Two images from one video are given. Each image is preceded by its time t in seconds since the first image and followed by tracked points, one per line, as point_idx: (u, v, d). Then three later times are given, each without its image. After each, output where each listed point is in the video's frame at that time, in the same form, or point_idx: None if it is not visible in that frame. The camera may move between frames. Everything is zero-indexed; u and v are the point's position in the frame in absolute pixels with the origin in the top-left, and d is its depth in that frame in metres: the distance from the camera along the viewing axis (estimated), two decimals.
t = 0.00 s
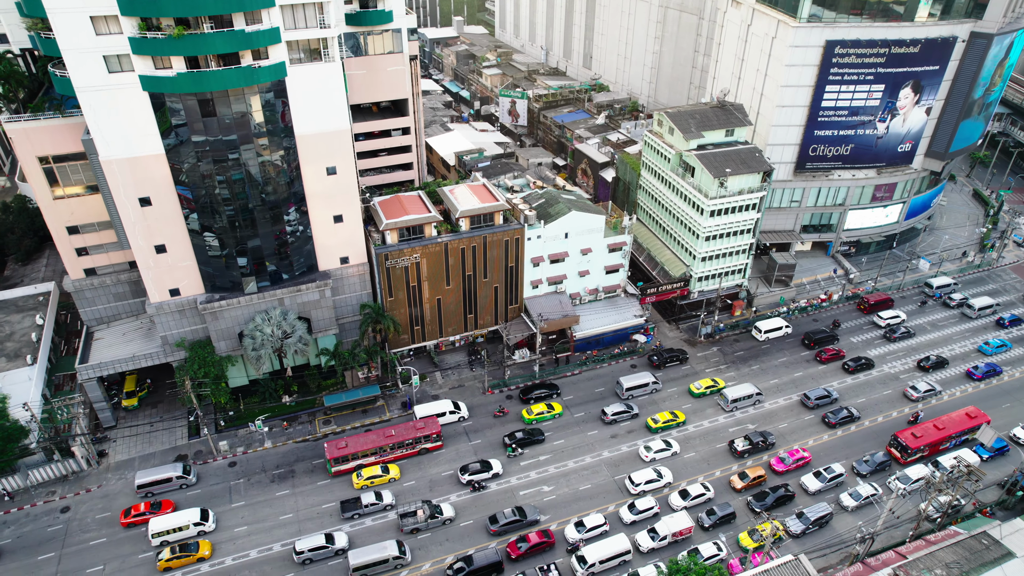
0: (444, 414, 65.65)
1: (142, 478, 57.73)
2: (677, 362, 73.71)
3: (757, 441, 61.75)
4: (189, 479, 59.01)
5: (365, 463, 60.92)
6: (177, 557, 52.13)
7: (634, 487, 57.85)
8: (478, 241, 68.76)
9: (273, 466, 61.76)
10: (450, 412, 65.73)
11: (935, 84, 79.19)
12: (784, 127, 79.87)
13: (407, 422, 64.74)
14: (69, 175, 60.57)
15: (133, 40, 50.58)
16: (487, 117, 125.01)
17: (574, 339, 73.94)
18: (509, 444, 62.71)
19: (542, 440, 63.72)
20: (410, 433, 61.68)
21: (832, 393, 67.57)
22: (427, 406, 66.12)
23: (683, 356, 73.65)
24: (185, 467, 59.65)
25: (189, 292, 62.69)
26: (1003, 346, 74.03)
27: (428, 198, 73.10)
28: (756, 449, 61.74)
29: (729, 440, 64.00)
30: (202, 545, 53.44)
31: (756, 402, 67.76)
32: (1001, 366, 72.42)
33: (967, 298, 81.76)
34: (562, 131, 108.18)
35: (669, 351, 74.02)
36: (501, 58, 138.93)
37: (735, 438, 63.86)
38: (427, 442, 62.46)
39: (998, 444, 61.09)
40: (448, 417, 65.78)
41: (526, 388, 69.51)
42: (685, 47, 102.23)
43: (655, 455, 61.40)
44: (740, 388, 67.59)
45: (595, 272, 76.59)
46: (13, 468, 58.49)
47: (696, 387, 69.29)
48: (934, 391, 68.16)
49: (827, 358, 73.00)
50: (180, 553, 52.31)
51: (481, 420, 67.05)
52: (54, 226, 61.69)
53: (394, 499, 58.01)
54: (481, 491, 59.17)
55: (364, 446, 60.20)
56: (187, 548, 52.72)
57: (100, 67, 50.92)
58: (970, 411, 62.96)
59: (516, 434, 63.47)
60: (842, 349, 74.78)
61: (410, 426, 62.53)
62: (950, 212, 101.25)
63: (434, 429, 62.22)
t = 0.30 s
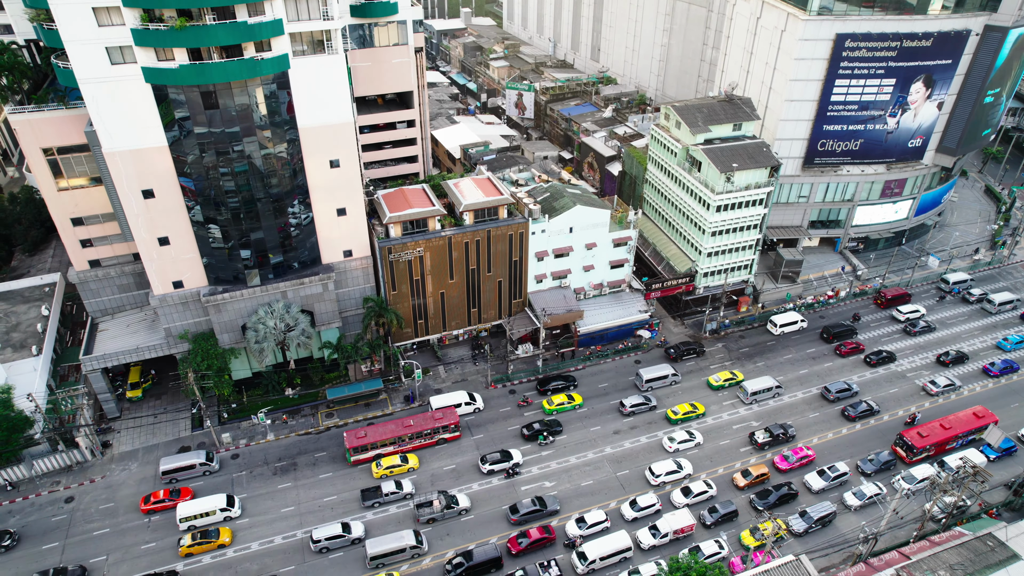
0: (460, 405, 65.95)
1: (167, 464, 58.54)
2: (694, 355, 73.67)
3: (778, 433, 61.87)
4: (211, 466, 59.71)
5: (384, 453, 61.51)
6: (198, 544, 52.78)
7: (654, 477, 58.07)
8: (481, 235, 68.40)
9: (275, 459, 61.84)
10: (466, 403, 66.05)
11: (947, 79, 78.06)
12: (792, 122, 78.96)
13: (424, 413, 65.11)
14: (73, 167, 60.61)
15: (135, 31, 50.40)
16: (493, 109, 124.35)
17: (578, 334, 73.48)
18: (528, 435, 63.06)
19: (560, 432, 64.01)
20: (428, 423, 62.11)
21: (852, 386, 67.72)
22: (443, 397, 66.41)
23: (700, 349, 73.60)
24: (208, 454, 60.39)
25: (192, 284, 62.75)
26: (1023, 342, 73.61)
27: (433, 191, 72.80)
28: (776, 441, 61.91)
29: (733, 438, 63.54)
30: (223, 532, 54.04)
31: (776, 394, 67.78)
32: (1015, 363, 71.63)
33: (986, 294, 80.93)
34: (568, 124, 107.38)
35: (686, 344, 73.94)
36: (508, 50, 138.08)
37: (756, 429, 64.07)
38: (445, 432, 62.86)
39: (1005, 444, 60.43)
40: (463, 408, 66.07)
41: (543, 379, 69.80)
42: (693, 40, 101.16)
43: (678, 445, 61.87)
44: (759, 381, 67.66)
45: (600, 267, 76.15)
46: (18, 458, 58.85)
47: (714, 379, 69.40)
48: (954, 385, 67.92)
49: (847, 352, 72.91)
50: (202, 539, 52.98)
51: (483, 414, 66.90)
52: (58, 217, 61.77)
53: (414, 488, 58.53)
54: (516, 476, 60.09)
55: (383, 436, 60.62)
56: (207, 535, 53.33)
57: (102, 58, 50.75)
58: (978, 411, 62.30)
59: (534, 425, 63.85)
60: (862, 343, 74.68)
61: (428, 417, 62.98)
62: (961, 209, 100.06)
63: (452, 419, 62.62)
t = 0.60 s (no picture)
0: (478, 396, 66.30)
1: (192, 451, 59.30)
2: (713, 349, 73.31)
3: (800, 427, 61.84)
4: (236, 452, 60.42)
5: (404, 442, 61.78)
6: (221, 531, 53.39)
7: (676, 469, 58.12)
8: (487, 229, 68.08)
9: (279, 451, 62.01)
10: (484, 394, 66.39)
11: (963, 74, 76.76)
12: (803, 117, 77.96)
13: (442, 403, 65.42)
14: (80, 158, 60.78)
15: (140, 23, 50.29)
16: (502, 102, 123.62)
17: (583, 329, 73.18)
18: (548, 426, 63.35)
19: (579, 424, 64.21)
20: (449, 413, 62.42)
21: (875, 380, 67.49)
22: (462, 388, 66.79)
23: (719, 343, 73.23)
24: (232, 441, 61.08)
25: (197, 276, 62.89)
26: None
27: (439, 184, 72.65)
28: (798, 434, 61.87)
29: (738, 436, 63.08)
30: (245, 519, 54.59)
31: (798, 388, 67.67)
32: None
33: (1009, 289, 80.28)
34: (578, 117, 106.45)
35: (705, 338, 73.63)
36: (517, 42, 137.22)
37: (779, 422, 64.01)
38: (464, 423, 63.22)
39: (1016, 445, 59.59)
40: (481, 400, 66.39)
41: (561, 371, 69.96)
42: (704, 32, 100.02)
43: (704, 437, 61.94)
44: (781, 374, 67.60)
45: (606, 262, 75.69)
46: (25, 446, 59.33)
47: (735, 372, 69.35)
48: (976, 381, 67.40)
49: (869, 346, 72.61)
50: (224, 525, 53.58)
51: (488, 409, 66.75)
52: (65, 208, 62.01)
53: (436, 477, 58.76)
54: (551, 464, 60.59)
55: (403, 426, 61.06)
56: (230, 522, 53.91)
57: (107, 49, 50.68)
58: (988, 412, 61.49)
59: (554, 417, 64.07)
60: (884, 337, 74.31)
61: (448, 407, 63.29)
62: (976, 206, 98.66)
63: (472, 410, 62.96)
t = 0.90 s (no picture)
0: (497, 387, 66.61)
1: (218, 437, 59.91)
2: (733, 343, 73.06)
3: (825, 421, 61.70)
4: (260, 439, 61.03)
5: (425, 432, 62.10)
6: (245, 517, 54.06)
7: (700, 462, 58.18)
8: (494, 222, 67.75)
9: (284, 442, 62.21)
10: (502, 385, 66.66)
11: (980, 69, 75.38)
12: (816, 112, 76.94)
13: (462, 394, 65.67)
14: (88, 149, 60.96)
15: (147, 14, 50.29)
16: (513, 95, 122.88)
17: (590, 324, 72.79)
18: (570, 418, 63.52)
19: (600, 416, 64.33)
20: (469, 404, 62.64)
21: (899, 376, 67.16)
22: (481, 379, 67.12)
23: (739, 337, 72.94)
24: (256, 428, 61.69)
25: (204, 267, 63.07)
26: None
27: (446, 177, 72.45)
28: (822, 428, 61.74)
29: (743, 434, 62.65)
30: (268, 506, 55.19)
31: (821, 382, 67.50)
32: None
33: None
34: (587, 111, 105.51)
35: (725, 333, 73.49)
36: (529, 34, 136.21)
37: (802, 416, 63.88)
38: (485, 413, 63.47)
39: None
40: (500, 391, 66.69)
41: (581, 363, 70.01)
42: (717, 25, 98.82)
43: (730, 429, 61.87)
44: (805, 369, 67.39)
45: (614, 257, 75.17)
46: (33, 434, 59.84)
47: (757, 366, 69.14)
48: (999, 379, 66.78)
49: (893, 341, 72.09)
50: (248, 512, 54.19)
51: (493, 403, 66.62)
52: (74, 198, 62.28)
53: (459, 466, 59.17)
54: (587, 452, 61.11)
55: (424, 416, 61.35)
56: (252, 509, 54.51)
57: (114, 40, 50.65)
58: (1000, 413, 60.66)
59: (575, 408, 64.26)
60: (908, 333, 73.73)
61: (468, 398, 63.50)
62: (992, 204, 97.09)
63: (493, 401, 63.16)
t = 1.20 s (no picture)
0: (516, 379, 66.80)
1: (242, 424, 60.58)
2: (753, 338, 72.71)
3: (849, 416, 61.56)
4: (284, 428, 61.63)
5: (446, 423, 62.41)
6: (268, 503, 54.69)
7: (724, 456, 58.24)
8: (501, 216, 67.42)
9: (288, 434, 62.39)
10: (522, 377, 66.85)
11: (999, 64, 73.97)
12: (829, 107, 75.90)
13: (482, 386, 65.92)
14: (97, 139, 61.17)
15: (154, 4, 50.17)
16: (523, 87, 122.23)
17: (596, 320, 72.40)
18: (591, 410, 63.65)
19: (620, 409, 64.45)
20: (489, 395, 62.81)
21: (924, 372, 66.68)
22: (500, 371, 67.33)
23: (759, 332, 72.58)
24: (280, 416, 62.29)
25: (211, 258, 63.22)
26: None
27: (453, 170, 72.19)
28: (847, 424, 61.64)
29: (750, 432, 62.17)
30: (291, 494, 55.74)
31: (846, 377, 67.02)
32: None
33: None
34: (598, 104, 104.58)
35: (745, 327, 73.14)
36: (540, 26, 135.25)
37: (826, 411, 63.66)
38: (505, 405, 63.56)
39: None
40: (520, 382, 66.89)
41: (601, 356, 70.04)
42: (730, 18, 97.66)
43: (755, 423, 62.09)
44: (829, 363, 67.07)
45: (622, 252, 74.64)
46: (42, 423, 60.40)
47: (780, 361, 68.89)
48: None
49: (918, 338, 71.61)
50: (271, 499, 54.82)
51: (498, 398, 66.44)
52: (83, 188, 62.53)
53: (483, 456, 59.51)
54: (623, 441, 61.51)
55: (445, 406, 61.65)
56: (276, 496, 55.13)
57: (122, 31, 50.72)
58: (1012, 416, 59.74)
59: (595, 401, 64.44)
60: (934, 329, 73.15)
61: (488, 389, 63.70)
62: (1009, 202, 95.49)
63: (513, 392, 63.20)
